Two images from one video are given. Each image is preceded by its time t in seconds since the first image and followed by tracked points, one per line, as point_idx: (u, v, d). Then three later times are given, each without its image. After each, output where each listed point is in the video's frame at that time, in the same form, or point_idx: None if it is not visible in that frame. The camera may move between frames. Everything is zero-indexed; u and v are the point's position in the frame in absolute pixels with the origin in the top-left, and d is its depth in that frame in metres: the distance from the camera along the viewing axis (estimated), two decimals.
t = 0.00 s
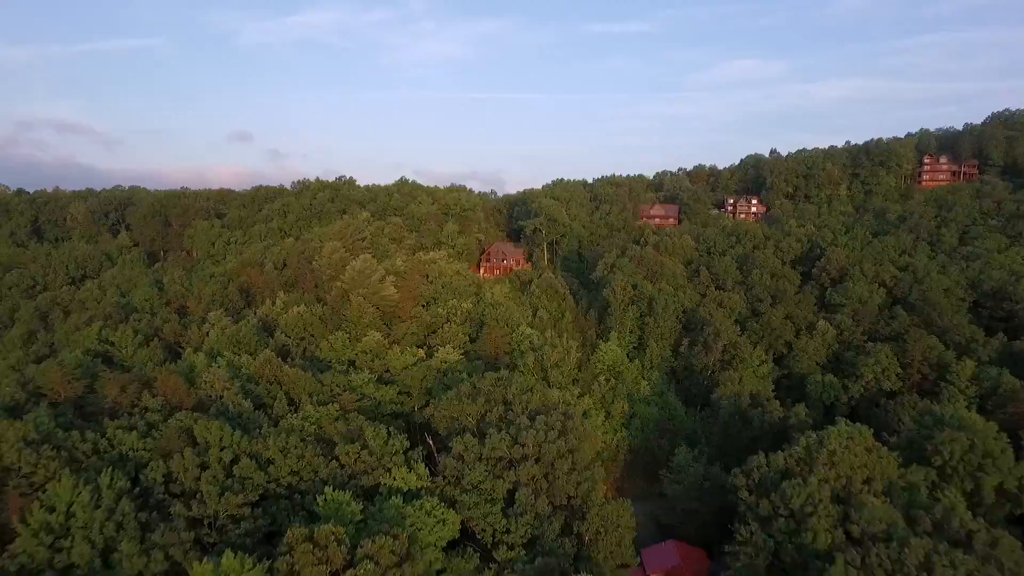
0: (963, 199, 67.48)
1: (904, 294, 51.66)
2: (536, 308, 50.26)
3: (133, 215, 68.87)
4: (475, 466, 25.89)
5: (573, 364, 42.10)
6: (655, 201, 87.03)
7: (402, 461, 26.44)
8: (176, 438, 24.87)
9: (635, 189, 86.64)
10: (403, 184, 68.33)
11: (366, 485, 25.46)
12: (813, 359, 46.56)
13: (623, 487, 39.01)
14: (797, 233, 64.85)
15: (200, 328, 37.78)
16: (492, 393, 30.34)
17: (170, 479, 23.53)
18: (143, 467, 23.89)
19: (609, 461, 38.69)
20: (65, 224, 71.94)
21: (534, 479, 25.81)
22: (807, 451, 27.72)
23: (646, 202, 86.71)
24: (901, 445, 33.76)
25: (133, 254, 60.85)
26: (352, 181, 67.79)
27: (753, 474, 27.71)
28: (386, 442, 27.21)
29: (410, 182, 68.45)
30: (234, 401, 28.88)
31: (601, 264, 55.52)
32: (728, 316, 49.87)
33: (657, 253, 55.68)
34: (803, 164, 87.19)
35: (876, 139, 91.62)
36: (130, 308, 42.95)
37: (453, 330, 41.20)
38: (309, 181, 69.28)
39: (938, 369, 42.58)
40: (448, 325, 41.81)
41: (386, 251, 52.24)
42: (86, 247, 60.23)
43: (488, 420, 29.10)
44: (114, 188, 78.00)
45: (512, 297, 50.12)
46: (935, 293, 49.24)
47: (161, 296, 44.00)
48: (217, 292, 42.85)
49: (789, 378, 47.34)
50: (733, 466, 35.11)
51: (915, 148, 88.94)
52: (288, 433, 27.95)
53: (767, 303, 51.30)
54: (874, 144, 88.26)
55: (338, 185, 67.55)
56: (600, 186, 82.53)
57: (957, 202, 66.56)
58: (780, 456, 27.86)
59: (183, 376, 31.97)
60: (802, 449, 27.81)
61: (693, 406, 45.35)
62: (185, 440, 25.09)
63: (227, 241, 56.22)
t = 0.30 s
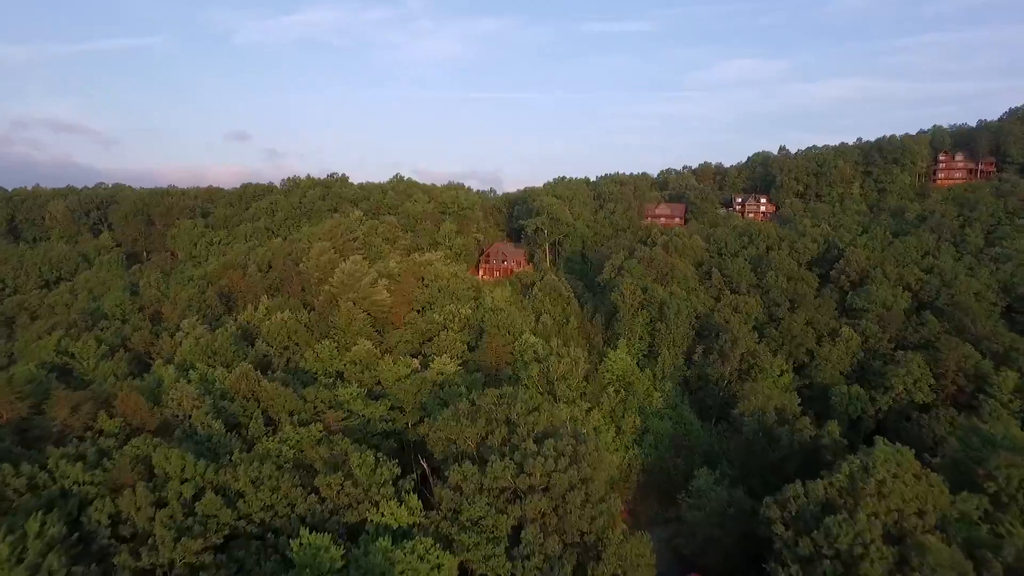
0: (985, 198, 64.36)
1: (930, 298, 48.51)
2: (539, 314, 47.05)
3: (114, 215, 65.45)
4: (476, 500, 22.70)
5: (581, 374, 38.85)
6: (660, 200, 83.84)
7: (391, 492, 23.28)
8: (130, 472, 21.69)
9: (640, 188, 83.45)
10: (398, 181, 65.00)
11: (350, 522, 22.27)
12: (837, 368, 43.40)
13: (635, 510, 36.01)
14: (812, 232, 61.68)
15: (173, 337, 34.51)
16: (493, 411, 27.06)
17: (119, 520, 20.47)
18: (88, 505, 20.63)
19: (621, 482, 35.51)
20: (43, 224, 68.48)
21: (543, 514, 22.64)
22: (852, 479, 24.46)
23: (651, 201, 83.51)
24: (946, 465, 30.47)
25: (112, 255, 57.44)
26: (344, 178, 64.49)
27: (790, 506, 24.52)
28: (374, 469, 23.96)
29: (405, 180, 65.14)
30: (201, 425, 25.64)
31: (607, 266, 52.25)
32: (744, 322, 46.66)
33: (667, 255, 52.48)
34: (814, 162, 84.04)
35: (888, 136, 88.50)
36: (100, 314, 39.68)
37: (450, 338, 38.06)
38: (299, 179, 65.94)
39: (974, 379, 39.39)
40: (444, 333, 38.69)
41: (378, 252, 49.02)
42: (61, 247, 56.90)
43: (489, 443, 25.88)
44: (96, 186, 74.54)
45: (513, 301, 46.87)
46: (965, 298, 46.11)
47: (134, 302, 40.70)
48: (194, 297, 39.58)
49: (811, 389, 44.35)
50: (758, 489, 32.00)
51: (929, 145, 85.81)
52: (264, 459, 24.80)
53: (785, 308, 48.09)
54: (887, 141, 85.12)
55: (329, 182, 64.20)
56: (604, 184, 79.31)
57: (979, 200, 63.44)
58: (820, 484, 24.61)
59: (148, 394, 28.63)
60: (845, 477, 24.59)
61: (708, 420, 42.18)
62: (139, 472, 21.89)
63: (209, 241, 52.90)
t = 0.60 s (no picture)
0: (1009, 196, 61.39)
1: (960, 302, 45.48)
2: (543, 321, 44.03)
3: (95, 213, 62.29)
4: (477, 541, 19.66)
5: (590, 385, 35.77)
6: (666, 199, 80.85)
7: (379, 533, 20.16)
8: (68, 514, 20.53)
9: (645, 186, 80.46)
10: (393, 178, 61.89)
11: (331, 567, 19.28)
12: (864, 378, 40.39)
13: (652, 539, 32.70)
14: (828, 232, 58.68)
15: (142, 348, 31.41)
16: (495, 434, 23.97)
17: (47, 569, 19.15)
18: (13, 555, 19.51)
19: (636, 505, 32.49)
20: (21, 223, 65.23)
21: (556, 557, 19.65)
22: (906, 514, 21.40)
23: (657, 200, 80.47)
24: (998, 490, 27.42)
25: (89, 256, 54.28)
26: (336, 176, 61.37)
27: (836, 546, 21.43)
28: (360, 504, 20.95)
29: (400, 177, 62.03)
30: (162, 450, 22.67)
31: (615, 268, 49.41)
32: (762, 328, 43.64)
33: (677, 256, 49.48)
34: (825, 160, 81.07)
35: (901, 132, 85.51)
36: (67, 322, 36.60)
37: (447, 347, 35.12)
38: (289, 176, 62.79)
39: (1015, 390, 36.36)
40: (441, 341, 35.72)
41: (371, 254, 46.00)
42: (35, 247, 53.71)
43: (491, 471, 22.83)
44: (78, 183, 71.26)
45: (515, 305, 43.85)
46: (999, 303, 43.12)
47: (105, 308, 37.58)
48: (169, 302, 36.44)
49: (835, 401, 41.17)
50: (788, 515, 28.95)
51: (945, 141, 82.81)
52: (234, 492, 21.70)
53: (805, 314, 45.04)
54: (900, 138, 82.12)
55: (320, 180, 61.07)
56: (608, 183, 76.30)
57: (1003, 199, 60.47)
58: (870, 520, 21.52)
59: (108, 413, 25.75)
60: (898, 512, 21.51)
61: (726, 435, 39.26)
62: (80, 512, 20.75)
63: (191, 241, 49.75)
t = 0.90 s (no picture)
0: None
1: (995, 308, 42.41)
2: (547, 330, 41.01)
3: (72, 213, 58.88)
4: None
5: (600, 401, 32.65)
6: (673, 198, 77.78)
7: None
8: None
9: (651, 185, 77.41)
10: (388, 176, 58.71)
11: None
12: (895, 392, 37.32)
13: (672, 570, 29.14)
14: (847, 233, 55.64)
15: (105, 363, 28.24)
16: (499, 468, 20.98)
17: None
18: None
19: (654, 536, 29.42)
20: None
21: None
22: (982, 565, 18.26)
23: (663, 199, 77.40)
24: None
25: (63, 258, 50.90)
26: (328, 175, 58.21)
27: None
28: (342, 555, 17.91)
29: (395, 175, 58.87)
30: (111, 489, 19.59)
31: (624, 272, 46.71)
32: (784, 337, 40.54)
33: (690, 259, 46.45)
34: (837, 158, 78.07)
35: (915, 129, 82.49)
36: (26, 332, 33.35)
37: (445, 360, 32.06)
38: (278, 174, 59.55)
39: None
40: (438, 353, 32.68)
41: (363, 258, 42.89)
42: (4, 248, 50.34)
43: (495, 511, 19.70)
44: (57, 181, 67.80)
45: (517, 312, 40.75)
46: None
47: (70, 317, 34.36)
48: (139, 309, 33.19)
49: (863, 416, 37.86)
50: (824, 550, 25.91)
51: (961, 138, 79.77)
52: (193, 540, 18.48)
53: (829, 321, 41.94)
54: (915, 135, 79.08)
55: (311, 178, 57.86)
56: (613, 181, 73.18)
57: None
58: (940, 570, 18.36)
59: (54, 440, 23.44)
60: (975, 565, 18.35)
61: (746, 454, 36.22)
62: None
63: (171, 243, 46.52)
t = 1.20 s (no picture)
0: None
1: None
2: (553, 343, 37.82)
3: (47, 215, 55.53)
4: None
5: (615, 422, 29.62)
6: (680, 199, 74.72)
7: None
8: None
9: (657, 185, 74.35)
10: (382, 175, 55.57)
11: None
12: (932, 410, 34.27)
13: None
14: (867, 235, 52.60)
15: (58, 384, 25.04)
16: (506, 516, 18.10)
17: None
18: None
19: None
20: None
21: None
22: None
23: (670, 200, 74.38)
24: None
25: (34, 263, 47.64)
26: (318, 174, 55.04)
27: None
28: None
29: (390, 174, 55.73)
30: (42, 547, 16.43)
31: (634, 278, 43.76)
32: (810, 348, 37.47)
33: (705, 264, 43.44)
34: (850, 157, 75.05)
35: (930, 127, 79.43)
36: None
37: (441, 378, 29.33)
38: (266, 173, 56.35)
39: None
40: (434, 371, 29.89)
41: (354, 265, 39.84)
42: None
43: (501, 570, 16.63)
44: (34, 181, 64.46)
45: (521, 322, 37.68)
46: None
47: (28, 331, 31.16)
48: (103, 321, 29.81)
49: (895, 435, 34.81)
50: None
51: (978, 136, 76.72)
52: None
53: (856, 331, 38.88)
54: (931, 132, 76.03)
55: (300, 177, 54.66)
56: (617, 181, 70.09)
57: None
58: None
59: None
60: None
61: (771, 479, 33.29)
62: None
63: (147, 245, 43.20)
